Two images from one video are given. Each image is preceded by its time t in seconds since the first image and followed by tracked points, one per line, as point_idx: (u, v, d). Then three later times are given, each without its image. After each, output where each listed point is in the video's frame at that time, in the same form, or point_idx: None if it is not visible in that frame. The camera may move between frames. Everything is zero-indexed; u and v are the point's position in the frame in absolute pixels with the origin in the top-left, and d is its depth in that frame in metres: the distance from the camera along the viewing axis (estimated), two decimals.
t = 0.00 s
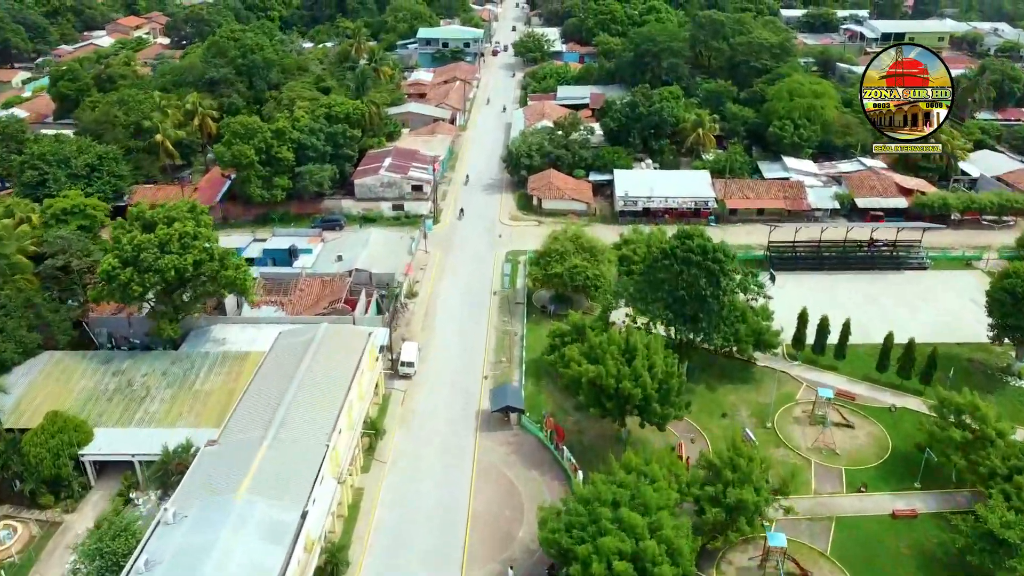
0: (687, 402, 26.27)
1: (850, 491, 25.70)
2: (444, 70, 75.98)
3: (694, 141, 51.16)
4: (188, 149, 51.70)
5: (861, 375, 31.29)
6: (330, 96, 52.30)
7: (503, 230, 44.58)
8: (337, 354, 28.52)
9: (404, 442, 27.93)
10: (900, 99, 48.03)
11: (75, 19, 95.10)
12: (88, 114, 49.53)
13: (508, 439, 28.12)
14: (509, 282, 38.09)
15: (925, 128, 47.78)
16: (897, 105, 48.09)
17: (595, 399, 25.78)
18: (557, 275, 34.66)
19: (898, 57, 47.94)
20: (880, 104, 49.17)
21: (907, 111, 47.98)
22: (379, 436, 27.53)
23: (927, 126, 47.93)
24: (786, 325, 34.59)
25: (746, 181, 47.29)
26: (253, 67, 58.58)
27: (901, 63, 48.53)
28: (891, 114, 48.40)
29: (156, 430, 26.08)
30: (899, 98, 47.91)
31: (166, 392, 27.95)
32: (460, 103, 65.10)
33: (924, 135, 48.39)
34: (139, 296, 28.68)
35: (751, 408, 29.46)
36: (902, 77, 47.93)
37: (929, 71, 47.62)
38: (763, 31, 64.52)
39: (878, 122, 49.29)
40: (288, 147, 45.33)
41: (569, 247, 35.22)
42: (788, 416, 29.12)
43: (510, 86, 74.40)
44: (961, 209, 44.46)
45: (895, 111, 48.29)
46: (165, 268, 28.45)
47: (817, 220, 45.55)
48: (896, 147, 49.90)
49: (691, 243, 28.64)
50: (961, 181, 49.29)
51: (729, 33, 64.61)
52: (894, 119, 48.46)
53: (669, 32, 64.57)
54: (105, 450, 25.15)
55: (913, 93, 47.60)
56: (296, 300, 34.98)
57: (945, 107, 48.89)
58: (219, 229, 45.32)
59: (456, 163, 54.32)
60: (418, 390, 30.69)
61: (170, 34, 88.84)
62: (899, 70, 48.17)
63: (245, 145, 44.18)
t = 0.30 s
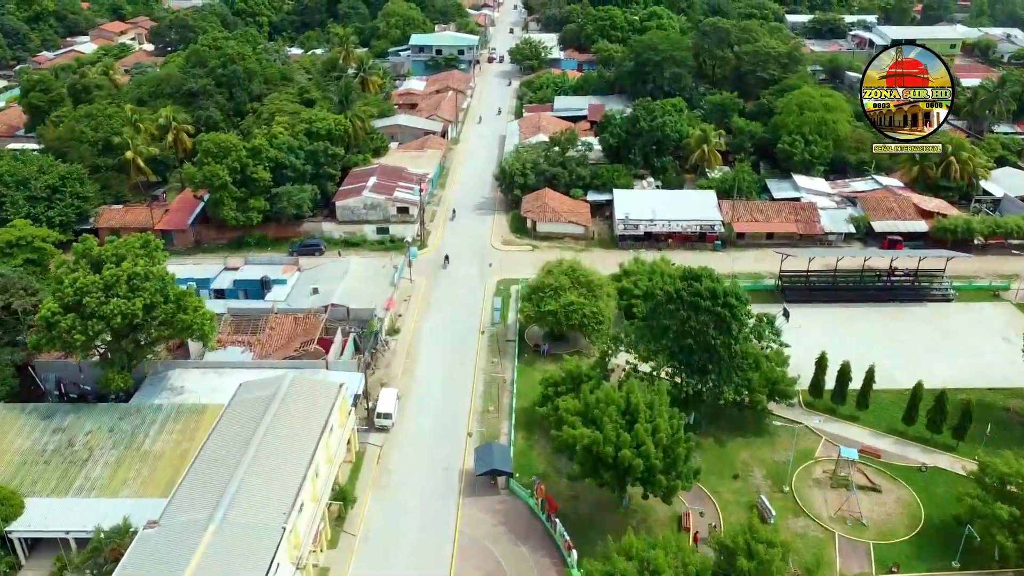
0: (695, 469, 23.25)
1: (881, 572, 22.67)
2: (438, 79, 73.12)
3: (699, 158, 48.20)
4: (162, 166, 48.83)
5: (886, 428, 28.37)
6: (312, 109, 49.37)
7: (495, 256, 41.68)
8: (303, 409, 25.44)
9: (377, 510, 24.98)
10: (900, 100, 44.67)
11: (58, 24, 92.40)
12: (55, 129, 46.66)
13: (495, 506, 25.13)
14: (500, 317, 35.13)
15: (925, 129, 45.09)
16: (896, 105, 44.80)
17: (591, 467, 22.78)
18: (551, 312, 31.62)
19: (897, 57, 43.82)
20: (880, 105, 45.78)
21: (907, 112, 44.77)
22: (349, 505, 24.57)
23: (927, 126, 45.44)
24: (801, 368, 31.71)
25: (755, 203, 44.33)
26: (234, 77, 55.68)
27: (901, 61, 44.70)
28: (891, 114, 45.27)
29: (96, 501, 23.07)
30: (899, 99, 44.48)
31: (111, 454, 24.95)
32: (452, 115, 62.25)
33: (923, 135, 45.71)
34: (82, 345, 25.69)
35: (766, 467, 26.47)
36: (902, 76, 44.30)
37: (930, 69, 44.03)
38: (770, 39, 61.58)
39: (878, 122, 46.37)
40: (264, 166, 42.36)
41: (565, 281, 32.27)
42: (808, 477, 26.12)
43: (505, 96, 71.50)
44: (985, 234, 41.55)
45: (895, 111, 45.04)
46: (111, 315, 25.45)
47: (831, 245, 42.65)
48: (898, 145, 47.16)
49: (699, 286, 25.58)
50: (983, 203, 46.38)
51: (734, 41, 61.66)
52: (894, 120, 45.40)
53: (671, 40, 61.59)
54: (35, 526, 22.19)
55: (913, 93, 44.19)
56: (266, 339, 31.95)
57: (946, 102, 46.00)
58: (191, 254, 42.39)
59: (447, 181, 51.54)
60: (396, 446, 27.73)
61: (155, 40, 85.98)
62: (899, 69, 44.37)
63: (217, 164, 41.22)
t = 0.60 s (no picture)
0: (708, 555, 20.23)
1: None
2: (431, 87, 70.17)
3: (704, 176, 45.30)
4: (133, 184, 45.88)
5: (918, 493, 25.38)
6: (294, 124, 46.40)
7: (486, 284, 38.71)
8: (262, 478, 22.38)
9: None
10: (899, 100, 46.11)
11: (39, 29, 89.44)
12: (17, 146, 43.73)
13: None
14: (490, 357, 32.13)
15: (926, 129, 46.47)
16: (896, 105, 46.28)
17: (587, 555, 19.77)
18: (545, 356, 28.59)
19: (898, 57, 44.88)
20: (879, 105, 46.90)
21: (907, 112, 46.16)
22: None
23: (927, 126, 46.87)
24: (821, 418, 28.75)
25: (765, 226, 41.34)
26: (212, 88, 52.76)
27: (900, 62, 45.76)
28: (890, 114, 46.68)
29: None
30: (898, 99, 45.86)
31: (44, 529, 21.85)
32: (444, 127, 59.39)
33: (922, 134, 46.94)
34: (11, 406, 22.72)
35: (786, 541, 23.46)
36: (902, 77, 45.44)
37: (930, 69, 45.13)
38: (779, 48, 58.71)
39: (878, 122, 47.35)
40: (238, 187, 39.38)
41: (560, 320, 29.29)
42: (834, 553, 23.10)
43: (501, 105, 68.56)
44: (1015, 261, 38.56)
45: (895, 111, 46.61)
46: (42, 372, 22.51)
47: (848, 273, 39.67)
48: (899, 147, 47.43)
49: (710, 339, 22.55)
50: (1010, 226, 42.95)
51: (741, 49, 58.78)
52: (894, 120, 46.77)
53: (674, 48, 58.71)
54: None
55: (913, 93, 45.57)
56: (230, 385, 28.96)
57: (944, 103, 47.34)
58: (159, 282, 39.43)
59: (437, 199, 48.71)
60: (369, 514, 24.72)
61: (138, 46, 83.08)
62: (899, 70, 45.41)
63: (186, 186, 38.23)
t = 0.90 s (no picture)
0: None
1: None
2: (424, 96, 67.22)
3: (712, 197, 42.28)
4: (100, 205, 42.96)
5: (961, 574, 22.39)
6: (273, 140, 43.44)
7: (477, 317, 35.70)
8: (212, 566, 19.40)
9: None
10: (900, 99, 43.54)
11: (20, 34, 86.64)
12: None
13: None
14: (478, 405, 29.11)
15: (927, 129, 43.71)
16: (896, 105, 43.63)
17: None
18: (538, 412, 25.59)
19: (899, 57, 42.79)
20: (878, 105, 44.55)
21: (907, 112, 43.67)
22: None
23: (927, 126, 44.16)
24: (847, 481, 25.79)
25: (778, 252, 38.35)
26: (189, 100, 49.83)
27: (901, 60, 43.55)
28: (890, 115, 43.92)
29: None
30: (898, 99, 43.46)
31: None
32: (436, 139, 56.52)
33: (922, 136, 44.41)
34: None
35: None
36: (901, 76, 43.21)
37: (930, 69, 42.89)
38: (790, 57, 55.71)
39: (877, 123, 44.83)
40: (208, 212, 36.42)
41: (557, 370, 26.27)
42: None
43: (498, 116, 65.59)
44: None
45: (896, 111, 43.91)
46: None
47: (868, 304, 36.72)
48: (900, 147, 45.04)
49: (727, 409, 19.58)
50: None
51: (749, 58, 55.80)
52: (894, 120, 43.93)
53: (679, 57, 55.71)
54: None
55: (913, 93, 43.08)
56: (187, 441, 25.97)
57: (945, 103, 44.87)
58: (123, 313, 36.50)
59: (426, 219, 45.82)
60: None
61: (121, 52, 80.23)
62: (900, 69, 43.37)
63: (151, 211, 35.29)
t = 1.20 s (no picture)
0: None
1: None
2: (416, 106, 64.24)
3: (722, 221, 39.27)
4: (64, 228, 40.02)
5: None
6: (250, 159, 40.45)
7: (467, 356, 32.71)
8: None
9: None
10: (899, 100, 43.25)
11: None
12: None
13: None
14: (465, 463, 26.10)
15: (927, 130, 43.12)
16: (896, 105, 43.29)
17: None
18: (531, 480, 22.58)
19: (899, 57, 42.84)
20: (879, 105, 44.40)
21: (908, 112, 43.37)
22: None
23: (927, 126, 43.49)
24: (885, 560, 22.77)
25: (793, 282, 35.33)
26: (164, 113, 46.90)
27: (900, 62, 43.51)
28: (890, 115, 43.50)
29: None
30: (899, 99, 43.19)
31: None
32: (428, 153, 53.66)
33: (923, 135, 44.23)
34: None
35: None
36: (902, 77, 43.19)
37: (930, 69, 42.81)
38: (801, 67, 52.92)
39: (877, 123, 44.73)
40: (173, 240, 33.42)
41: (552, 431, 23.27)
42: None
43: (493, 127, 62.62)
44: None
45: (896, 112, 43.50)
46: None
47: (893, 341, 33.74)
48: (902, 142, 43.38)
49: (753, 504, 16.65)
50: None
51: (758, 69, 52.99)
52: (894, 120, 43.37)
53: (684, 66, 52.81)
54: None
55: (913, 93, 42.87)
56: (133, 510, 22.89)
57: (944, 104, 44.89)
58: (81, 350, 33.50)
59: (415, 242, 42.92)
60: None
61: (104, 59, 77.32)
62: (900, 69, 43.45)
63: (110, 240, 32.32)
